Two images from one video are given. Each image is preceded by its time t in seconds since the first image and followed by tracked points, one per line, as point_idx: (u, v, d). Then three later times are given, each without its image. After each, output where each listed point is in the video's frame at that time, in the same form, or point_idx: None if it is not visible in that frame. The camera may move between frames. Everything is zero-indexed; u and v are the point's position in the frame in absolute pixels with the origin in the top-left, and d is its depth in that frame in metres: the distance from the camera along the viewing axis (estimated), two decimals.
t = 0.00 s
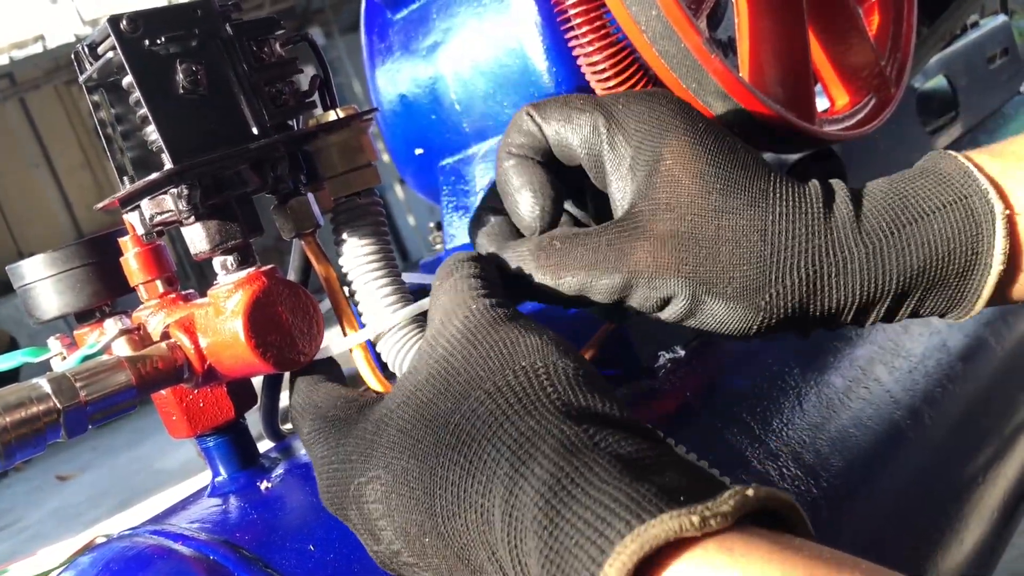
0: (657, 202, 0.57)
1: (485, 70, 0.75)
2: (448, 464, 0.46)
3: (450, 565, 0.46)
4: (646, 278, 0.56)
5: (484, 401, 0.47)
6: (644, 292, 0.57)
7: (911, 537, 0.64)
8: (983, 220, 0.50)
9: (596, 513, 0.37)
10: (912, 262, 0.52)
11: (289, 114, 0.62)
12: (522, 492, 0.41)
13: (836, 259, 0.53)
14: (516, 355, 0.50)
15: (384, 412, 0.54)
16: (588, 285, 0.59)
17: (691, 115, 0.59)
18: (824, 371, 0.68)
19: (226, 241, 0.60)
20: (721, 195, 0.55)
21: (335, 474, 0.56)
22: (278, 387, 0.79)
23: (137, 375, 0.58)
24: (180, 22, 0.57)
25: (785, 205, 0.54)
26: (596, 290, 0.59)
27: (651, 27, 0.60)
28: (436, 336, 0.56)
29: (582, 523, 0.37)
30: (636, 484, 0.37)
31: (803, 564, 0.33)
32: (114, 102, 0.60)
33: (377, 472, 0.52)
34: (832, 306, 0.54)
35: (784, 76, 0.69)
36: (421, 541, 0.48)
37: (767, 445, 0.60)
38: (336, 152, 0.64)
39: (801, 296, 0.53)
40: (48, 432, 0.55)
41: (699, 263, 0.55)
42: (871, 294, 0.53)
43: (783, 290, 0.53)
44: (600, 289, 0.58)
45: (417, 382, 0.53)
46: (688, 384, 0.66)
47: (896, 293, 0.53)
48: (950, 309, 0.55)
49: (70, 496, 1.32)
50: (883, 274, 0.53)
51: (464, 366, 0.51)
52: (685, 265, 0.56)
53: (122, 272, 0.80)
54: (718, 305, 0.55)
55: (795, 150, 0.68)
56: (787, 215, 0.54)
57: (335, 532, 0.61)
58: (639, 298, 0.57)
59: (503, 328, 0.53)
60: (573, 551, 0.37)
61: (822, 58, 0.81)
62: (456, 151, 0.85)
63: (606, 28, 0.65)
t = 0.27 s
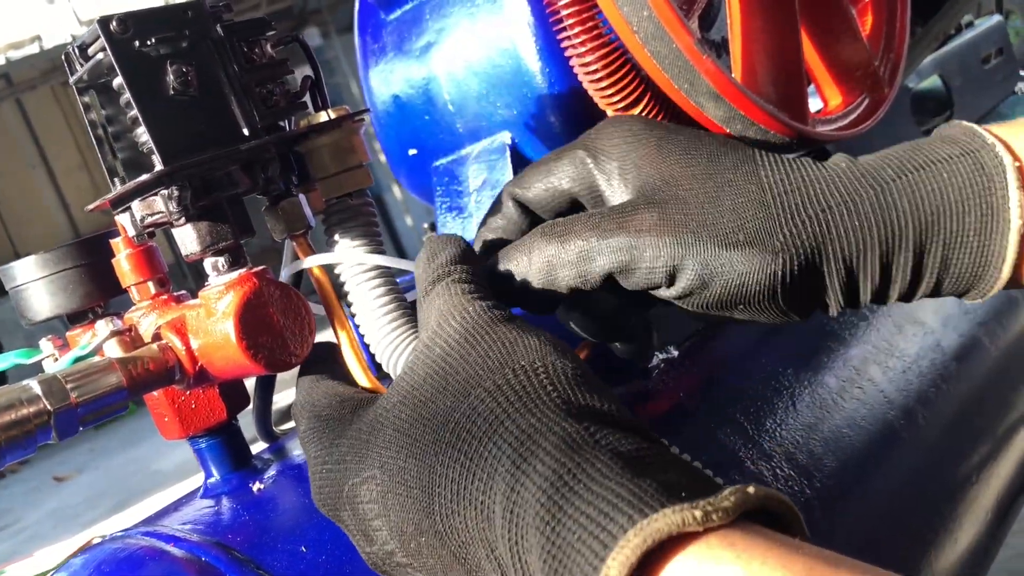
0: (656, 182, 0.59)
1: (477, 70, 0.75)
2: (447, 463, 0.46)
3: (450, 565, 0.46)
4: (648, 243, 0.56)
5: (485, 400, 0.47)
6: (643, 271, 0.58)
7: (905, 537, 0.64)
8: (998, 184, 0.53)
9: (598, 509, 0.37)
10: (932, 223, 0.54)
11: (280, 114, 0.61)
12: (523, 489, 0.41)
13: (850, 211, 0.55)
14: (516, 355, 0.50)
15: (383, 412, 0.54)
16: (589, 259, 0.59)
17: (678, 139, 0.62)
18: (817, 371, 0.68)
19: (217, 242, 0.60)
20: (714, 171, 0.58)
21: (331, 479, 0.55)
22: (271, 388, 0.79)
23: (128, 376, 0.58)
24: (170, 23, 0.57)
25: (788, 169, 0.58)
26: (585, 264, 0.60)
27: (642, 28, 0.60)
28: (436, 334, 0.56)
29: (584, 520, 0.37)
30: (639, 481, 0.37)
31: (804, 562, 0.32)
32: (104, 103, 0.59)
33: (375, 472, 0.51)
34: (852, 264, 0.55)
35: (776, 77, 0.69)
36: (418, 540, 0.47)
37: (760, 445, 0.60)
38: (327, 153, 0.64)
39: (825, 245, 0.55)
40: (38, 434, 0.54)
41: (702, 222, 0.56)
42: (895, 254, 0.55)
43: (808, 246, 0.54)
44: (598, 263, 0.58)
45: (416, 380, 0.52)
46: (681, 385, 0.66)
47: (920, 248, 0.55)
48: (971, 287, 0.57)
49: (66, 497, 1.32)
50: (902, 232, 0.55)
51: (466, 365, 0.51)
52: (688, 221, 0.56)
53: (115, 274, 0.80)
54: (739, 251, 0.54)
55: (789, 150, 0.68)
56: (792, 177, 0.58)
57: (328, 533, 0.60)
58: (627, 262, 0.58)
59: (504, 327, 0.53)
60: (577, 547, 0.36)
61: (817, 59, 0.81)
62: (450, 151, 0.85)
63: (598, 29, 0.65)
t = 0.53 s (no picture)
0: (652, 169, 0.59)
1: (477, 71, 0.75)
2: (449, 465, 0.46)
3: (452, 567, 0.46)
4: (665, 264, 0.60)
5: (486, 402, 0.47)
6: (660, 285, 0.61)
7: (904, 537, 0.64)
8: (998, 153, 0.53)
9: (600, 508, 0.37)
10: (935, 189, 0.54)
11: (279, 115, 0.62)
12: (527, 492, 0.41)
13: (855, 184, 0.55)
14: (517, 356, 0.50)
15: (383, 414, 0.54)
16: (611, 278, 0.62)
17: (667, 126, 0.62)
18: (816, 371, 0.68)
19: (216, 243, 0.60)
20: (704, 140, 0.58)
21: (330, 479, 0.55)
22: (271, 389, 0.79)
23: (127, 377, 0.58)
24: (170, 23, 0.57)
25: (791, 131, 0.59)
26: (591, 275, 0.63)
27: (641, 28, 0.60)
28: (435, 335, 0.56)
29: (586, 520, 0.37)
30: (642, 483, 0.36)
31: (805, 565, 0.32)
32: (103, 103, 0.59)
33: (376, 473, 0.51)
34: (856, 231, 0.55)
35: (775, 77, 0.69)
36: (421, 543, 0.47)
37: (759, 446, 0.60)
38: (326, 153, 0.64)
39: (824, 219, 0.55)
40: (37, 434, 0.54)
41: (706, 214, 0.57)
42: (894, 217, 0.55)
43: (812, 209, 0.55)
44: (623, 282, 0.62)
45: (415, 382, 0.52)
46: (680, 385, 0.66)
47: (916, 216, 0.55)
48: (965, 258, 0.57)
49: (65, 497, 1.32)
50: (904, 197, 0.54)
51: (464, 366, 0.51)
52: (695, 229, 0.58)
53: (114, 274, 0.80)
54: (750, 265, 0.57)
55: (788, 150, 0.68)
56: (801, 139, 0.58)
57: (327, 533, 0.61)
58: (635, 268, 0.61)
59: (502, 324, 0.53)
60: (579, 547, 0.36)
61: (815, 59, 0.81)
62: (449, 151, 0.86)
63: (597, 29, 0.65)
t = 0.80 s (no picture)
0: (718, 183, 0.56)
1: (479, 72, 0.75)
2: (454, 445, 0.46)
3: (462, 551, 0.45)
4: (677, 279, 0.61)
5: (487, 382, 0.47)
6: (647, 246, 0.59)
7: (907, 537, 0.64)
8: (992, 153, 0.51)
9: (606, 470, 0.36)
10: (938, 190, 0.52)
11: (282, 116, 0.62)
12: (535, 462, 0.40)
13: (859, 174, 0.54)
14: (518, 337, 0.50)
15: (389, 403, 0.54)
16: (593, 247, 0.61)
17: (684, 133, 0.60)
18: (818, 372, 0.68)
19: (219, 244, 0.60)
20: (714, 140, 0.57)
21: (338, 470, 0.55)
22: (273, 390, 0.79)
23: (131, 378, 0.58)
24: (173, 25, 0.57)
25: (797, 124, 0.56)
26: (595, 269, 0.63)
27: (644, 29, 0.60)
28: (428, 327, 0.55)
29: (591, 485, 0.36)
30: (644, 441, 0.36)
31: (804, 533, 0.32)
32: (107, 104, 0.59)
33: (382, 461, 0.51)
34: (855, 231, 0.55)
35: (778, 79, 0.69)
36: (429, 527, 0.47)
37: (762, 446, 0.60)
38: (330, 154, 0.64)
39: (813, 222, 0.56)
40: (41, 434, 0.54)
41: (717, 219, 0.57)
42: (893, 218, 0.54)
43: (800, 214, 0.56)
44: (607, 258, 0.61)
45: (415, 373, 0.53)
46: (683, 385, 0.66)
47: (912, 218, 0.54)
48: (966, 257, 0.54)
49: (66, 498, 1.32)
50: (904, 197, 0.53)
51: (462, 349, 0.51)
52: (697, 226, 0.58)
53: (116, 275, 0.80)
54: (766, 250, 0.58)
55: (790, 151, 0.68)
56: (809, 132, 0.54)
57: (330, 534, 0.61)
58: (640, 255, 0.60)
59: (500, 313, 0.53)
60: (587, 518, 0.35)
61: (817, 60, 0.81)
62: (451, 152, 0.86)
63: (599, 30, 0.65)
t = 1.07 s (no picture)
0: (653, 165, 0.51)
1: (479, 73, 0.75)
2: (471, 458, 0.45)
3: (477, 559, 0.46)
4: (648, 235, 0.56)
5: (509, 395, 0.46)
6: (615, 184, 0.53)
7: (907, 539, 0.64)
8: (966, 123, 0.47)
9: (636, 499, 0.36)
10: (909, 178, 0.48)
11: (283, 116, 0.61)
12: (558, 481, 0.40)
13: (807, 147, 0.49)
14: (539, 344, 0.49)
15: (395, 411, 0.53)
16: (561, 183, 0.56)
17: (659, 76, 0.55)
18: (818, 373, 0.68)
19: (219, 245, 0.60)
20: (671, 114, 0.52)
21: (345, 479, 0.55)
22: (273, 391, 0.79)
23: (132, 379, 0.58)
24: (174, 26, 0.57)
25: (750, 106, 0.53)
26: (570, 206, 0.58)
27: (645, 30, 0.60)
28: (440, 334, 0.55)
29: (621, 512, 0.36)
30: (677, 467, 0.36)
31: (831, 556, 0.33)
32: (108, 106, 0.60)
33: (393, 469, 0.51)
34: (819, 229, 0.50)
35: (781, 79, 0.68)
36: (444, 535, 0.47)
37: (762, 447, 0.60)
38: (330, 155, 0.63)
39: (776, 215, 0.49)
40: (42, 435, 0.54)
41: (668, 198, 0.51)
42: (863, 210, 0.49)
43: (758, 203, 0.49)
44: (578, 193, 0.55)
45: (429, 379, 0.52)
46: (683, 387, 0.66)
47: (881, 208, 0.49)
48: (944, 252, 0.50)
49: (67, 499, 1.32)
50: (868, 181, 0.49)
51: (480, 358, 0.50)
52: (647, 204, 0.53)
53: (117, 275, 0.80)
54: (694, 232, 0.52)
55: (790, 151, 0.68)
56: (763, 115, 0.52)
57: (330, 535, 0.61)
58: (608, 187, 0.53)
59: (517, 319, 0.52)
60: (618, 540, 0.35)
61: (817, 61, 0.81)
62: (451, 153, 0.86)
63: (600, 31, 0.66)
